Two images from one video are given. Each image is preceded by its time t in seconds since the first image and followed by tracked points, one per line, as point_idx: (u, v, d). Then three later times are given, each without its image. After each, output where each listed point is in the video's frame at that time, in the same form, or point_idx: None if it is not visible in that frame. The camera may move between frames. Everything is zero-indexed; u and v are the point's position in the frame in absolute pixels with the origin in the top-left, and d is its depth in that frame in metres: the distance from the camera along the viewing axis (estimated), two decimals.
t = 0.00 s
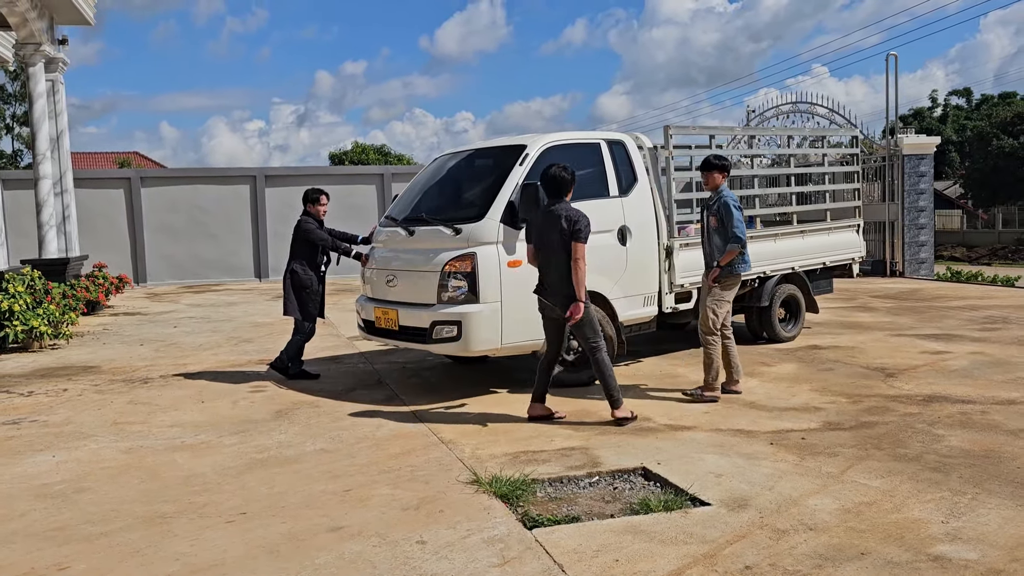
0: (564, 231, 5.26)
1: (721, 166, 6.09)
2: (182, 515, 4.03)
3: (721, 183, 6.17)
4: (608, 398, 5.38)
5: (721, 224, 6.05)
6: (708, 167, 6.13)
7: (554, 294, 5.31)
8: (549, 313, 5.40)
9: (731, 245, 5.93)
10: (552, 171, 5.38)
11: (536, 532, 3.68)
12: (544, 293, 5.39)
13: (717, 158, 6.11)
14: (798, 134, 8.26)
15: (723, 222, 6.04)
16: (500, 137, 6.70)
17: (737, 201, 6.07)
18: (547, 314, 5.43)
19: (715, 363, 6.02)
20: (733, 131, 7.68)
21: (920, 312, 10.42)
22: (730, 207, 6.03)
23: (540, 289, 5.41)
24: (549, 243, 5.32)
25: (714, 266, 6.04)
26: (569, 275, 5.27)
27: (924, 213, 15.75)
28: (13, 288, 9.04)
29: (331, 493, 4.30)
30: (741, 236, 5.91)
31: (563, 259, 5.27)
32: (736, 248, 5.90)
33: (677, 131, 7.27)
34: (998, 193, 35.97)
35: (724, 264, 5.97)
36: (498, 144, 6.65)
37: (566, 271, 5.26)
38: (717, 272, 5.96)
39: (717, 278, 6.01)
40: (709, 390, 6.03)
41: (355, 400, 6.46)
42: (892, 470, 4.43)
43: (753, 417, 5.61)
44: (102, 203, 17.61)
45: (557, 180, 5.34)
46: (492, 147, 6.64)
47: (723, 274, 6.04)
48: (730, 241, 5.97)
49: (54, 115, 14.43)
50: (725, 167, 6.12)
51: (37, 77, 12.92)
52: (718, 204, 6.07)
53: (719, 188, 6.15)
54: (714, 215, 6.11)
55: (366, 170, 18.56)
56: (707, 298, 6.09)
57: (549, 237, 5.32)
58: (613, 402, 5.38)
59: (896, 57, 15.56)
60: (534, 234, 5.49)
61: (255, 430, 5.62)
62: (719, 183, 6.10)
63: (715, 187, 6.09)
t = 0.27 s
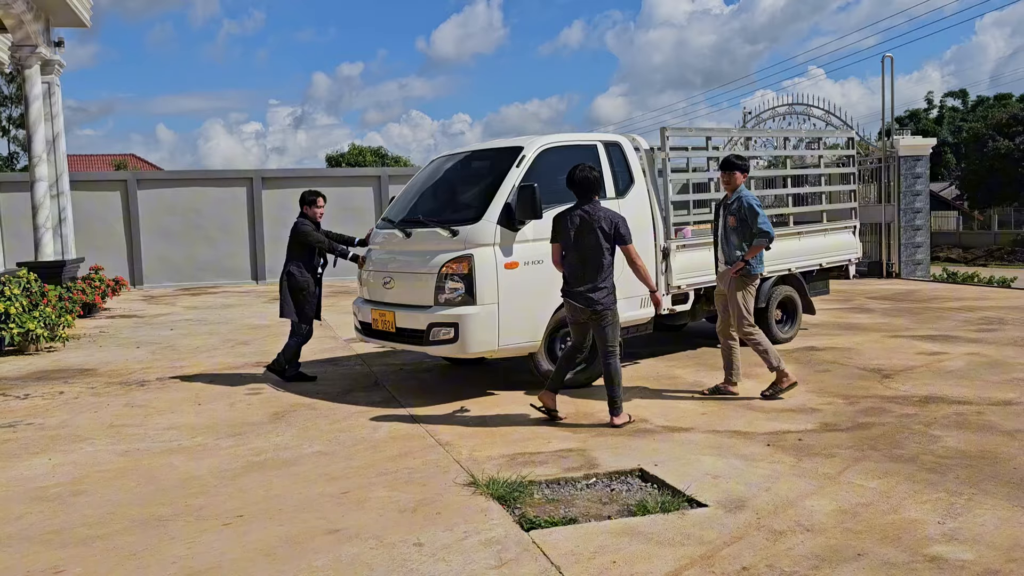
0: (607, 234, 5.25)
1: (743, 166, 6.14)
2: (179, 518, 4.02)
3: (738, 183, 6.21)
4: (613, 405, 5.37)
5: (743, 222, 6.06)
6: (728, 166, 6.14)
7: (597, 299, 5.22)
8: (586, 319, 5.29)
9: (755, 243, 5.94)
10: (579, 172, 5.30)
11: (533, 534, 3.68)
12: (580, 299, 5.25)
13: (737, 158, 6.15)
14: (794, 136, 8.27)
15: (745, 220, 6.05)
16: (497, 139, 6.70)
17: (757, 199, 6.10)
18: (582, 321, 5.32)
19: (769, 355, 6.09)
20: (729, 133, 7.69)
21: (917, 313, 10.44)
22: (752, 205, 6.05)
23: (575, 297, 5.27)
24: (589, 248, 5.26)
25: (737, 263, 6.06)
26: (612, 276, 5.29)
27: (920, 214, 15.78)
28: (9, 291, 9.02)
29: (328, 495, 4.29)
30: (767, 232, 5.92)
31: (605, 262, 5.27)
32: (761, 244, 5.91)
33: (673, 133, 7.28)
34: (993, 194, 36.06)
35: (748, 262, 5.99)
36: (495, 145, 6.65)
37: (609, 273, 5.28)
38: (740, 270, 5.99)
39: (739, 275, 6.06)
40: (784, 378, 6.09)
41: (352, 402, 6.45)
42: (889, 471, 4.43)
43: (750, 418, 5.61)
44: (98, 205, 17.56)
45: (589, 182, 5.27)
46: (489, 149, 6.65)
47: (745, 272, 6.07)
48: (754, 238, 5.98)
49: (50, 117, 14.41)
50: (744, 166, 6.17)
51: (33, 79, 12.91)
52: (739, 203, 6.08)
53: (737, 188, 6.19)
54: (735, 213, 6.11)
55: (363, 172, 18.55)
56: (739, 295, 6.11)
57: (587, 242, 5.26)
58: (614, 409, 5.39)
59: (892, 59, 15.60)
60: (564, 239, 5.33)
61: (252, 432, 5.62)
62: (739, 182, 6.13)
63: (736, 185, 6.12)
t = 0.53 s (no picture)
0: (620, 237, 5.29)
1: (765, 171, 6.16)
2: (175, 522, 4.02)
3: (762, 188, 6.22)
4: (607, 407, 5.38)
5: (773, 229, 6.05)
6: (749, 172, 6.16)
7: (607, 300, 5.22)
8: (593, 320, 5.25)
9: (787, 249, 5.94)
10: (596, 173, 5.27)
11: (530, 537, 3.67)
12: (590, 300, 5.22)
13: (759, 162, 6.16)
14: (789, 138, 8.29)
15: (775, 227, 6.05)
16: (492, 143, 6.71)
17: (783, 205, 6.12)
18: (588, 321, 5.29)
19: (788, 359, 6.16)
20: (725, 136, 7.70)
21: (912, 315, 10.47)
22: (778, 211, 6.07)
23: (584, 296, 5.23)
24: (602, 249, 5.27)
25: (768, 270, 6.06)
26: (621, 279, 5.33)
27: (915, 217, 15.83)
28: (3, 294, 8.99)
29: (324, 498, 4.29)
30: (797, 238, 5.94)
31: (616, 264, 5.30)
32: (792, 251, 5.92)
33: (668, 136, 7.30)
34: (988, 197, 36.20)
35: (780, 268, 6.00)
36: (490, 149, 6.66)
37: (618, 275, 5.31)
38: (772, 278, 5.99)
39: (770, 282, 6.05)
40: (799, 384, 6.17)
41: (348, 405, 6.44)
42: (884, 473, 4.44)
43: (746, 420, 5.62)
44: (92, 209, 17.52)
45: (607, 183, 5.26)
46: (485, 152, 6.66)
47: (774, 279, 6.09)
48: (785, 245, 5.98)
49: (45, 121, 14.38)
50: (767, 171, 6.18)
51: (28, 83, 12.89)
52: (768, 210, 6.08)
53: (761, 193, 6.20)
54: (764, 219, 6.11)
55: (359, 175, 18.54)
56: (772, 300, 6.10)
57: (600, 243, 5.26)
58: (609, 411, 5.39)
59: (887, 62, 15.63)
60: (575, 238, 5.28)
61: (248, 436, 5.60)
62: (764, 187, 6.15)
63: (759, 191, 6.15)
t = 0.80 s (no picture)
0: (616, 241, 5.28)
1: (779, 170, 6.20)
2: (169, 525, 4.00)
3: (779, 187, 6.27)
4: (605, 410, 5.37)
5: (791, 228, 6.10)
6: (765, 172, 6.19)
7: (608, 304, 5.20)
8: (594, 324, 5.21)
9: (807, 247, 5.99)
10: (589, 176, 5.22)
11: (524, 540, 3.68)
12: (590, 305, 5.16)
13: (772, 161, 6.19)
14: (782, 141, 8.32)
15: (793, 226, 6.10)
16: (486, 145, 6.71)
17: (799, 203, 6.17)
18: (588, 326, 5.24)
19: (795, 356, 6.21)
20: (718, 138, 7.72)
21: (905, 316, 10.50)
22: (795, 209, 6.12)
23: (585, 301, 5.17)
24: (600, 254, 5.22)
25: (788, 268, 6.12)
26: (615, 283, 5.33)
27: (907, 219, 15.89)
28: None
29: (318, 501, 4.28)
30: (817, 236, 5.98)
31: (612, 268, 5.28)
32: (812, 249, 5.97)
33: (662, 138, 7.31)
34: (980, 199, 36.37)
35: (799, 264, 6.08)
36: (484, 151, 6.66)
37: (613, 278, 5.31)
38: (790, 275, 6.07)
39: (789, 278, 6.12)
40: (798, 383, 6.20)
41: (342, 408, 6.44)
42: (877, 475, 4.46)
43: (740, 422, 5.63)
44: (86, 211, 17.46)
45: (602, 187, 5.23)
46: (479, 154, 6.66)
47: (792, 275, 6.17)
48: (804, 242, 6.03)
49: (38, 123, 14.33)
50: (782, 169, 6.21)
51: (21, 85, 12.85)
52: (785, 210, 6.13)
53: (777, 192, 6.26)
54: (781, 219, 6.16)
55: (353, 178, 18.54)
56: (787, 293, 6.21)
57: (599, 247, 5.21)
58: (607, 414, 5.36)
59: (879, 64, 15.65)
60: (574, 243, 5.19)
61: (242, 439, 5.59)
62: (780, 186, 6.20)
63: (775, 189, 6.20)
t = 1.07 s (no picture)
0: (598, 242, 5.24)
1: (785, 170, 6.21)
2: (163, 528, 3.99)
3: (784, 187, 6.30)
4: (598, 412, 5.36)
5: (790, 228, 6.17)
6: (771, 172, 6.25)
7: (599, 305, 5.18)
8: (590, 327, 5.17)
9: (803, 248, 6.06)
10: (565, 179, 5.15)
11: (519, 541, 3.67)
12: (584, 308, 5.10)
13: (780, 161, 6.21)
14: (777, 142, 8.33)
15: (793, 225, 6.16)
16: (481, 147, 6.72)
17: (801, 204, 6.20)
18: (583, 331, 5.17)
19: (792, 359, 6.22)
20: (713, 140, 7.73)
21: (899, 317, 10.53)
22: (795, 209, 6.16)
23: (581, 306, 5.09)
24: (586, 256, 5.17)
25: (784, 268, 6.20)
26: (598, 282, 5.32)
27: (901, 220, 15.94)
28: None
29: (313, 503, 4.27)
30: (814, 237, 6.02)
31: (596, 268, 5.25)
32: (808, 250, 6.03)
33: (656, 140, 7.32)
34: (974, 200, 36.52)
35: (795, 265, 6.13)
36: (479, 153, 6.66)
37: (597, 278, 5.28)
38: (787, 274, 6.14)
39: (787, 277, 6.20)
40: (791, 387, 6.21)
41: (337, 409, 6.43)
42: (872, 475, 4.47)
43: (735, 423, 5.64)
44: (80, 213, 17.41)
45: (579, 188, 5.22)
46: (474, 156, 6.66)
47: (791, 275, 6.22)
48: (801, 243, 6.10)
49: (31, 125, 14.29)
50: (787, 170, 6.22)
51: (15, 86, 12.82)
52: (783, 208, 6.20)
53: (782, 192, 6.29)
54: (782, 219, 6.23)
55: (347, 179, 18.51)
56: (787, 295, 6.24)
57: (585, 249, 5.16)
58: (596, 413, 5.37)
59: (873, 66, 15.65)
60: (561, 249, 5.08)
61: (237, 441, 5.58)
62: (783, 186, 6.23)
63: (778, 190, 6.23)
